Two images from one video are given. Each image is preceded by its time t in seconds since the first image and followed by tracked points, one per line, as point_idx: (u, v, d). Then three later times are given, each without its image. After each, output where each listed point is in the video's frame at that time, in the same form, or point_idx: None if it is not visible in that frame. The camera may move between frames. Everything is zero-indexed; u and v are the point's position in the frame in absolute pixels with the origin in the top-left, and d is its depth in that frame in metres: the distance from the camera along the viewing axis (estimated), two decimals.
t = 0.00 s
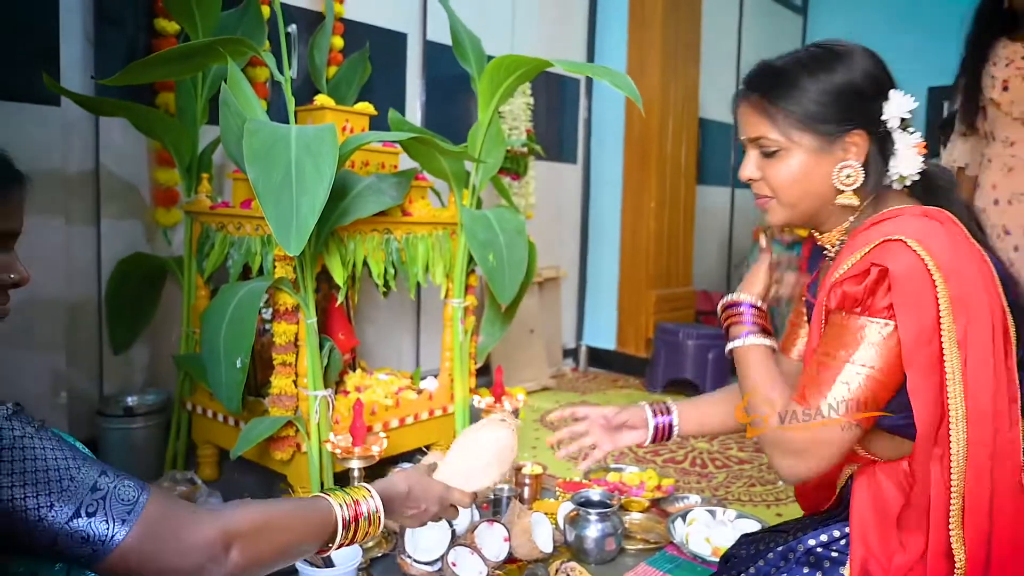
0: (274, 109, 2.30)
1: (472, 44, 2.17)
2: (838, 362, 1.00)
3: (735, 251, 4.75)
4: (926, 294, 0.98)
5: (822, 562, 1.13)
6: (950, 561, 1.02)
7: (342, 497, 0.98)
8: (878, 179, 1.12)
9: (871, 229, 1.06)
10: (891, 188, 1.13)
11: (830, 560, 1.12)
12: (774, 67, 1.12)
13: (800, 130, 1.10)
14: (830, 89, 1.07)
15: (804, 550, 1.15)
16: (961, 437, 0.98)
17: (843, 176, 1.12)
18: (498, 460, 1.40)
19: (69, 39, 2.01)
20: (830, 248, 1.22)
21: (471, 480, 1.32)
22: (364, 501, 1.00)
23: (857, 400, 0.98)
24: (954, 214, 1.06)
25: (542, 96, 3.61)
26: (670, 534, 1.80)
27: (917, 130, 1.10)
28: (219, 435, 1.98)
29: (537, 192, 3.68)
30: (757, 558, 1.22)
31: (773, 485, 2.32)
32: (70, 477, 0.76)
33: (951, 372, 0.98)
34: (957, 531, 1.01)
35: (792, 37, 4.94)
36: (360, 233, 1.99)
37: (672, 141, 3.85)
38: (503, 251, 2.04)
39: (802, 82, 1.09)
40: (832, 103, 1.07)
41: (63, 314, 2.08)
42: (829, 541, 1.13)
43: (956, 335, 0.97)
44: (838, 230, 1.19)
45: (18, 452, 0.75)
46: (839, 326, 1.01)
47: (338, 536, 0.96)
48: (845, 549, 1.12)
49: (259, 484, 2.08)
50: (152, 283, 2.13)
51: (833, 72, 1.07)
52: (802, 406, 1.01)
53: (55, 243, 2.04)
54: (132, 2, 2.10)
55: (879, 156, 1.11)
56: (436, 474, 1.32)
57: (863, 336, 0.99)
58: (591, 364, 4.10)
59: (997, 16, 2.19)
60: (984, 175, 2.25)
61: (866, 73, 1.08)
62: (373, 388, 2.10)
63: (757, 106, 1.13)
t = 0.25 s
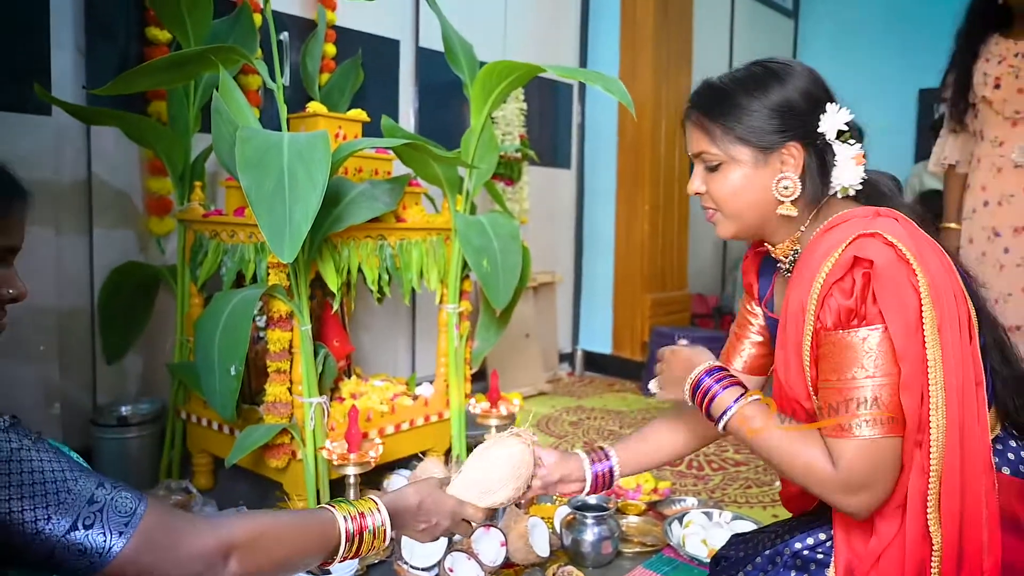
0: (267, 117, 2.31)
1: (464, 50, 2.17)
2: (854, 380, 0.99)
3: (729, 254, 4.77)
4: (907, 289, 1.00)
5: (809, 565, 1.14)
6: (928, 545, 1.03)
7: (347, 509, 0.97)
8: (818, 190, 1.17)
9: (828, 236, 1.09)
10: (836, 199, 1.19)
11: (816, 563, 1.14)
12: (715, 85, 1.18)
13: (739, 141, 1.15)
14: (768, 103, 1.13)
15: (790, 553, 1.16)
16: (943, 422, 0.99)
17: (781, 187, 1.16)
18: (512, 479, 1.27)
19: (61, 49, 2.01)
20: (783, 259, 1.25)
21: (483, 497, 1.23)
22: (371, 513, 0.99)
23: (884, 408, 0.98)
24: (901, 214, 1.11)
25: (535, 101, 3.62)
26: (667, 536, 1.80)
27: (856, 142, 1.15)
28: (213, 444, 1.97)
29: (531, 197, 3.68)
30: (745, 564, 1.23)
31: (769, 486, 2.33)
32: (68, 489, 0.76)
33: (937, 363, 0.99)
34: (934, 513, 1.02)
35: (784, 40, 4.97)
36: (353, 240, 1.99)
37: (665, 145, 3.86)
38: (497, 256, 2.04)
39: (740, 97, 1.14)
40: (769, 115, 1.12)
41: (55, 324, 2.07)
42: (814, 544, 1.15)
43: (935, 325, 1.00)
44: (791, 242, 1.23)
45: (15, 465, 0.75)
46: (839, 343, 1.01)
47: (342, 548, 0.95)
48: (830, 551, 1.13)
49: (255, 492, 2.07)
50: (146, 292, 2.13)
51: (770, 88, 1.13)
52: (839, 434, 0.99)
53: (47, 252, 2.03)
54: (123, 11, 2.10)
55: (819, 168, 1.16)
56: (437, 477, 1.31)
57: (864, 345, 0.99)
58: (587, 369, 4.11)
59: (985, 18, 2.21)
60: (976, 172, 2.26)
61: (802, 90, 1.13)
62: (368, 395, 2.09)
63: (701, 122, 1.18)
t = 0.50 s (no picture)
0: (259, 122, 2.31)
1: (457, 55, 2.18)
2: (844, 380, 1.00)
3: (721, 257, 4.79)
4: (889, 289, 1.01)
5: (801, 566, 1.15)
6: (916, 541, 1.03)
7: (355, 497, 0.95)
8: (799, 187, 1.19)
9: (810, 237, 1.11)
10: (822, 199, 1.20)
11: (808, 564, 1.14)
12: (700, 84, 1.22)
13: (719, 137, 1.18)
14: (746, 103, 1.16)
15: (783, 556, 1.17)
16: (924, 419, 1.00)
17: (760, 184, 1.18)
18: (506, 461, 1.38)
19: (51, 56, 2.01)
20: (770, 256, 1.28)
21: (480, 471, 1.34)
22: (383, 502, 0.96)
23: (874, 406, 0.99)
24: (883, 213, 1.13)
25: (526, 105, 3.63)
26: (663, 539, 1.81)
27: (841, 142, 1.16)
28: (207, 450, 1.96)
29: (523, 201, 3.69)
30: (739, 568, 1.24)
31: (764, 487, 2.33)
32: (66, 492, 0.76)
33: (919, 361, 1.00)
34: (921, 510, 1.02)
35: (773, 44, 5.00)
36: (347, 245, 1.99)
37: (657, 149, 3.88)
38: (491, 260, 2.05)
39: (722, 96, 1.18)
40: (746, 115, 1.16)
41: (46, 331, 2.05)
42: (806, 546, 1.16)
43: (917, 323, 1.01)
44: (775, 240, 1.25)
45: (13, 469, 0.76)
46: (826, 343, 1.02)
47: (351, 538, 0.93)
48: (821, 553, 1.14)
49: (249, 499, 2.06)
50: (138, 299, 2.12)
51: (752, 88, 1.16)
52: (830, 435, 1.00)
53: (39, 259, 2.02)
54: (114, 17, 2.09)
55: (800, 166, 1.18)
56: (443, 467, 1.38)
57: (852, 346, 1.00)
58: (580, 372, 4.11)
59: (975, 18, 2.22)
60: (969, 169, 2.27)
61: (783, 90, 1.16)
62: (363, 401, 2.05)
63: (686, 119, 1.23)
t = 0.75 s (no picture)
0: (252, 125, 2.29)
1: (451, 57, 2.18)
2: (851, 381, 0.97)
3: (714, 260, 4.80)
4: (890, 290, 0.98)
5: (807, 563, 1.14)
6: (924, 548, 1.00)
7: (258, 522, 0.97)
8: (814, 178, 1.14)
9: (822, 230, 1.08)
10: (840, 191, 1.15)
11: (814, 561, 1.14)
12: (723, 70, 1.18)
13: (733, 127, 1.16)
14: (761, 94, 1.12)
15: (789, 552, 1.16)
16: (930, 425, 0.95)
17: (772, 173, 1.15)
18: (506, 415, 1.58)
19: (42, 59, 1.99)
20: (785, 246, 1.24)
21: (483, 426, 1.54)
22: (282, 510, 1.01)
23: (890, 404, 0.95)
24: (896, 209, 1.08)
25: (519, 108, 3.63)
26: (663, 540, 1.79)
27: (861, 133, 1.11)
28: (204, 456, 1.94)
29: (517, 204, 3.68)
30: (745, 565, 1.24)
31: (762, 488, 2.33)
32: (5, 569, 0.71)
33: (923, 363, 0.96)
34: (929, 517, 0.98)
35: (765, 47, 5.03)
36: (342, 248, 1.98)
37: (650, 151, 3.89)
38: (487, 261, 2.04)
39: (739, 85, 1.14)
40: (761, 106, 1.12)
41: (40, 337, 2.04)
42: (811, 541, 1.15)
43: (919, 324, 0.97)
44: (793, 230, 1.20)
45: None
46: (830, 343, 1.00)
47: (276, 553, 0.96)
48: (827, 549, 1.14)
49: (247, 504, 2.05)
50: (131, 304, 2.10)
51: (770, 78, 1.12)
52: (842, 438, 0.97)
53: (31, 264, 2.01)
54: (105, 21, 2.08)
55: (817, 157, 1.13)
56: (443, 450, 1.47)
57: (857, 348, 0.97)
58: (575, 376, 4.10)
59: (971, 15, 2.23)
60: (968, 164, 2.26)
61: (804, 81, 1.10)
62: (359, 403, 2.06)
63: (706, 105, 1.20)
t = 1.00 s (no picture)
0: (242, 124, 2.25)
1: (448, 56, 2.14)
2: (885, 360, 0.93)
3: (708, 261, 4.78)
4: (937, 272, 0.94)
5: (829, 550, 1.12)
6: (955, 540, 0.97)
7: None
8: (886, 159, 1.08)
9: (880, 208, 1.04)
10: (912, 175, 1.09)
11: (836, 547, 1.11)
12: (802, 48, 1.13)
13: (806, 104, 1.11)
14: (836, 70, 1.07)
15: (810, 540, 1.14)
16: (971, 415, 0.92)
17: (843, 151, 1.09)
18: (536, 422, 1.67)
19: (26, 57, 1.94)
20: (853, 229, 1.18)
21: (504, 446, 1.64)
22: None
23: (923, 393, 0.91)
24: (961, 197, 1.03)
25: (513, 108, 3.60)
26: (665, 542, 1.75)
27: (939, 114, 1.03)
28: (195, 464, 1.89)
29: (511, 205, 3.64)
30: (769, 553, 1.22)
31: (762, 488, 2.30)
32: None
33: (967, 350, 0.92)
34: (961, 509, 0.95)
35: (757, 47, 5.03)
36: (338, 249, 1.93)
37: (644, 151, 3.86)
38: (486, 262, 2.00)
39: (816, 60, 1.09)
40: (836, 83, 1.07)
41: (24, 343, 1.98)
42: (832, 528, 1.12)
43: (967, 310, 0.93)
44: (858, 210, 1.14)
45: None
46: (870, 321, 0.96)
47: None
48: (849, 536, 1.10)
49: (239, 513, 1.99)
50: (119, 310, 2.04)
51: (847, 54, 1.06)
52: (874, 417, 0.93)
53: (15, 268, 1.95)
54: (90, 18, 2.04)
55: (890, 137, 1.06)
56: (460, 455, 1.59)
57: (898, 326, 0.93)
58: (571, 378, 4.06)
59: (966, 12, 2.22)
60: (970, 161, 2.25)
61: (883, 59, 1.05)
62: (356, 408, 2.02)
63: (783, 81, 1.15)
